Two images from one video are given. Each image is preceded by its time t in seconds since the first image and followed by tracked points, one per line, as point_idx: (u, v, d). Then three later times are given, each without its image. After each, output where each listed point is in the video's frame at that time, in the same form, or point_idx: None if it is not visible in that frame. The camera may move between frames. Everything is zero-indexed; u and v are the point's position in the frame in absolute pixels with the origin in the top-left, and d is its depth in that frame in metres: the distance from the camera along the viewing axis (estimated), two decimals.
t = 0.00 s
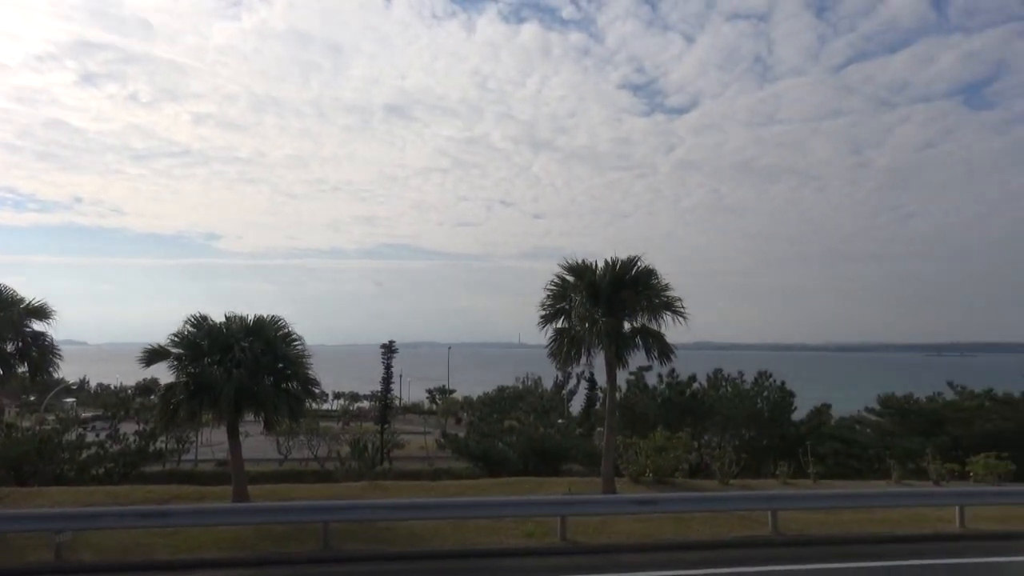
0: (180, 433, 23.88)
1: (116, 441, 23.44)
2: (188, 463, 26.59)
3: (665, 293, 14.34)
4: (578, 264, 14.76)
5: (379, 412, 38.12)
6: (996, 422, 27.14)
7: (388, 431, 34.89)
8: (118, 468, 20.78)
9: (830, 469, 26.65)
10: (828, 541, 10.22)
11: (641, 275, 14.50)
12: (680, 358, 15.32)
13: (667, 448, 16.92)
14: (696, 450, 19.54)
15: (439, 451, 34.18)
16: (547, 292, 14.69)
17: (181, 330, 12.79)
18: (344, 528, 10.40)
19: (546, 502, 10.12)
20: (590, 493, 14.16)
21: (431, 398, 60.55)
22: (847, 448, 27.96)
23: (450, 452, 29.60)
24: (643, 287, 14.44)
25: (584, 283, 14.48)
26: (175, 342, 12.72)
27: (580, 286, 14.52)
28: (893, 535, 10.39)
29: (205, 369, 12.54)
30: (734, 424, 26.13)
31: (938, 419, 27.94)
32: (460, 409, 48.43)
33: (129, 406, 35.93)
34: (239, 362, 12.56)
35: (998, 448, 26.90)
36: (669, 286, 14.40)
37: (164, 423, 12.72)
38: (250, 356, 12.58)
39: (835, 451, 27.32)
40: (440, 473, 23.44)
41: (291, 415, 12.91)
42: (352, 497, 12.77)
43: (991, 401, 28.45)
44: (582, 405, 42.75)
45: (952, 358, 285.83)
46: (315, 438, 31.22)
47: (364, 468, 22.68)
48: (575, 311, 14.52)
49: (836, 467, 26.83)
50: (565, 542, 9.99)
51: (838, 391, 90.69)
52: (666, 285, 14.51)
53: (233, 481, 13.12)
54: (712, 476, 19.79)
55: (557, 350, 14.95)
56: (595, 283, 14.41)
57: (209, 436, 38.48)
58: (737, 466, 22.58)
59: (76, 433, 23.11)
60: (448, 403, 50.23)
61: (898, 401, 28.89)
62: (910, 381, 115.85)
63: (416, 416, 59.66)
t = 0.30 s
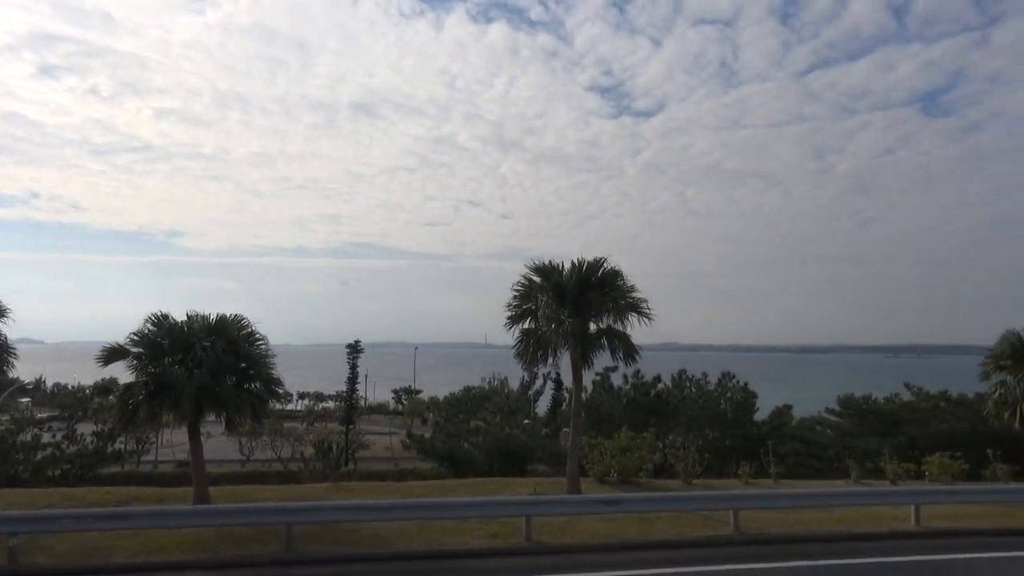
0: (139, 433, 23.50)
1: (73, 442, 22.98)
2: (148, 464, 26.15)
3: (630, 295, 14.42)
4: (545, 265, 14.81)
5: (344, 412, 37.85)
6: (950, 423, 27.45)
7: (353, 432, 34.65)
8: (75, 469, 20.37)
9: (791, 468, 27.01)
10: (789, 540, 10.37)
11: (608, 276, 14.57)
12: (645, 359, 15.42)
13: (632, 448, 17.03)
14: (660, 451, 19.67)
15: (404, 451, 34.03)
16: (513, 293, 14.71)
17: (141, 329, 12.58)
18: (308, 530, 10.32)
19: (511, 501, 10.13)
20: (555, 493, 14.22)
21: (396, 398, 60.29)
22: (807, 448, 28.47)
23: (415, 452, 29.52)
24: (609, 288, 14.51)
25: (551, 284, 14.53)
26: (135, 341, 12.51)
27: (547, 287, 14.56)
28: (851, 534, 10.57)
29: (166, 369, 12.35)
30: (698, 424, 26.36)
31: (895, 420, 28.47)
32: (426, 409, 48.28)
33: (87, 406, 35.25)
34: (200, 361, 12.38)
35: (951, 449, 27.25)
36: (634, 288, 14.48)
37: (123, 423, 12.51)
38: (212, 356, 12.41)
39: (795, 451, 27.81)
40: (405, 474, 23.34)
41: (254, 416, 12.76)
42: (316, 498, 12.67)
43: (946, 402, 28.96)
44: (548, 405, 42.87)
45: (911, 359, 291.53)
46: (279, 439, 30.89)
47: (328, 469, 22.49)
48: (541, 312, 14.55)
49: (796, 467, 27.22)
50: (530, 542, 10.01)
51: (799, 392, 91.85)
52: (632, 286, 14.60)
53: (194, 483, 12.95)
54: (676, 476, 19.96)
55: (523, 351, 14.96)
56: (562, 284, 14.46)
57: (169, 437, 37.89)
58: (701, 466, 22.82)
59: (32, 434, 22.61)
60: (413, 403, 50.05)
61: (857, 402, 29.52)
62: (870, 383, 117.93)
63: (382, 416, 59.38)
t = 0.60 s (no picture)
0: (98, 434, 23.08)
1: (29, 444, 22.48)
2: (106, 466, 25.66)
3: (596, 296, 14.49)
4: (511, 266, 14.83)
5: (308, 413, 37.50)
6: (905, 423, 27.82)
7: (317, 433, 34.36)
8: (30, 471, 19.93)
9: (752, 468, 27.33)
10: (751, 539, 10.50)
11: (574, 277, 14.63)
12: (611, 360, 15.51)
13: (597, 448, 17.11)
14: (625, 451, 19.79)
15: (369, 452, 33.82)
16: (480, 293, 14.71)
17: (99, 329, 12.36)
18: (269, 533, 10.19)
19: (474, 502, 10.13)
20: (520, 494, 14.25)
21: (361, 399, 59.91)
22: (769, 448, 28.85)
23: (380, 453, 29.38)
24: (575, 289, 14.56)
25: (517, 285, 14.55)
26: (93, 341, 12.28)
27: (513, 288, 14.58)
28: (811, 532, 10.73)
29: (124, 368, 12.14)
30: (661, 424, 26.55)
31: (854, 420, 28.97)
32: (391, 410, 48.06)
33: (43, 407, 34.49)
34: (161, 361, 12.18)
35: (907, 449, 27.76)
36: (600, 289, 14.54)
37: (79, 424, 12.27)
38: (173, 356, 12.23)
39: (757, 451, 28.17)
40: (370, 474, 23.20)
41: (216, 416, 12.60)
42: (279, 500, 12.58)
43: (903, 403, 29.49)
44: (515, 406, 42.90)
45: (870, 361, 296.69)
46: (241, 440, 30.52)
47: (292, 470, 22.28)
48: (507, 312, 14.55)
49: (758, 467, 27.58)
50: (494, 543, 10.00)
51: (762, 393, 93.19)
52: (598, 288, 14.66)
53: (153, 485, 12.75)
54: (640, 476, 20.11)
55: (488, 352, 14.96)
56: (528, 285, 14.49)
57: (128, 439, 37.22)
58: (665, 466, 23.02)
59: None
60: (379, 404, 49.80)
61: (818, 403, 30.13)
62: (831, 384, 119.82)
63: (347, 417, 58.97)
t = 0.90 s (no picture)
0: (56, 434, 22.64)
1: None
2: (65, 467, 25.17)
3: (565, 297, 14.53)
4: (481, 267, 14.82)
5: (274, 413, 37.12)
6: (865, 423, 28.27)
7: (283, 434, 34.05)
8: None
9: (718, 469, 27.58)
10: (715, 538, 10.61)
11: (543, 278, 14.67)
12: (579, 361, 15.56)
13: (564, 449, 17.16)
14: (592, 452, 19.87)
15: (336, 454, 33.55)
16: (449, 294, 14.69)
17: (59, 327, 12.12)
18: (233, 536, 10.06)
19: (441, 502, 10.09)
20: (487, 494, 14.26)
21: (328, 400, 59.46)
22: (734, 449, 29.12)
23: (347, 453, 29.17)
24: (544, 291, 14.59)
25: (486, 285, 14.55)
26: (52, 339, 12.04)
27: (482, 288, 14.57)
28: (775, 532, 10.87)
29: (85, 367, 11.92)
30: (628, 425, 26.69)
31: (817, 421, 29.42)
32: (358, 411, 47.76)
33: None
34: (122, 361, 11.98)
35: (868, 450, 28.19)
36: (569, 290, 14.59)
37: (38, 425, 12.03)
38: (135, 355, 12.03)
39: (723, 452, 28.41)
40: (336, 476, 23.04)
41: (179, 417, 12.43)
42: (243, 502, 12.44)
43: (864, 403, 29.97)
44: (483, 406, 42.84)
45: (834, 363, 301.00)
46: (205, 440, 30.13)
47: (256, 471, 22.04)
48: (476, 313, 14.54)
49: (723, 467, 27.87)
50: (460, 544, 9.97)
51: (727, 394, 94.27)
52: (566, 289, 14.70)
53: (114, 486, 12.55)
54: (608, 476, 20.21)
55: (457, 353, 14.94)
56: (497, 286, 14.49)
57: (89, 439, 36.56)
58: (631, 467, 23.16)
59: None
60: (346, 404, 49.47)
61: (782, 404, 30.61)
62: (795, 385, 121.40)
63: (313, 418, 58.50)
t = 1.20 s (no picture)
0: (17, 435, 22.20)
1: None
2: (26, 469, 24.71)
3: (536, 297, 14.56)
4: (452, 267, 14.81)
5: (242, 413, 36.75)
6: (831, 423, 28.71)
7: (251, 434, 33.72)
8: None
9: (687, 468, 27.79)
10: (683, 537, 10.70)
11: (514, 278, 14.68)
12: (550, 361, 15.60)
13: (535, 449, 17.20)
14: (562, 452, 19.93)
15: (305, 454, 33.31)
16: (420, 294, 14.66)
17: (21, 326, 11.91)
18: (199, 538, 9.95)
19: (411, 502, 10.04)
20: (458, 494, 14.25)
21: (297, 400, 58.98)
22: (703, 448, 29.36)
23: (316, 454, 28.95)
24: (515, 291, 14.61)
25: (457, 285, 14.54)
26: (14, 339, 11.83)
27: (453, 288, 14.56)
28: (742, 530, 10.99)
29: (47, 367, 11.72)
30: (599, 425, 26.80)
31: (784, 420, 29.78)
32: (328, 411, 47.43)
33: None
34: (85, 360, 11.80)
35: (834, 449, 28.60)
36: (540, 290, 14.62)
37: None
38: (99, 355, 11.85)
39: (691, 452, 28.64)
40: (305, 477, 22.87)
41: (144, 417, 12.27)
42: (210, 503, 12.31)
43: (829, 403, 30.41)
44: (453, 406, 42.77)
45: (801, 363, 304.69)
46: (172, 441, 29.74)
47: (224, 472, 21.81)
48: (447, 313, 14.52)
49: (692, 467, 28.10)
50: (430, 545, 9.95)
51: (696, 394, 95.02)
52: (538, 289, 14.73)
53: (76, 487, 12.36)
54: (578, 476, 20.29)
55: (428, 353, 14.91)
56: (468, 286, 14.48)
57: (51, 440, 35.90)
58: (601, 467, 23.28)
59: None
60: (315, 404, 49.10)
61: (750, 403, 30.94)
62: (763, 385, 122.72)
63: (281, 418, 57.99)
